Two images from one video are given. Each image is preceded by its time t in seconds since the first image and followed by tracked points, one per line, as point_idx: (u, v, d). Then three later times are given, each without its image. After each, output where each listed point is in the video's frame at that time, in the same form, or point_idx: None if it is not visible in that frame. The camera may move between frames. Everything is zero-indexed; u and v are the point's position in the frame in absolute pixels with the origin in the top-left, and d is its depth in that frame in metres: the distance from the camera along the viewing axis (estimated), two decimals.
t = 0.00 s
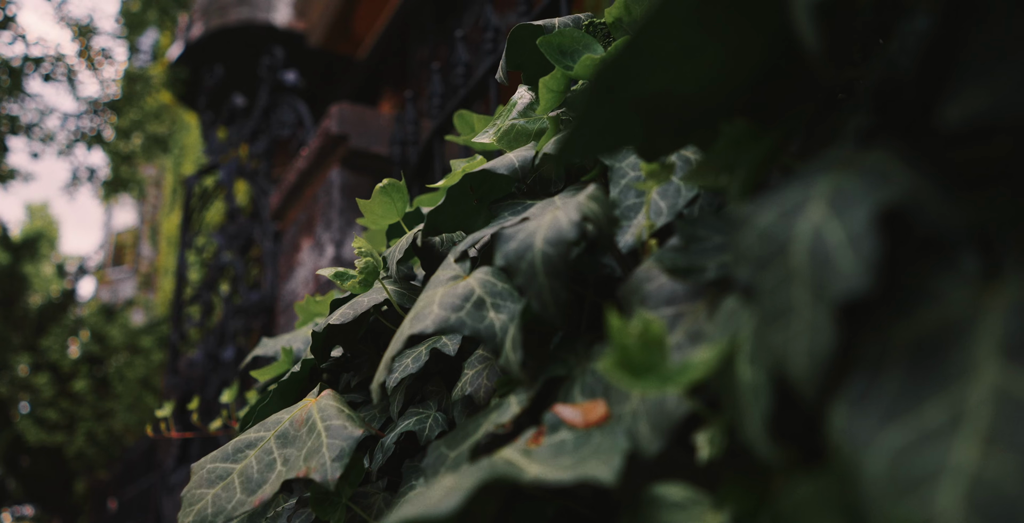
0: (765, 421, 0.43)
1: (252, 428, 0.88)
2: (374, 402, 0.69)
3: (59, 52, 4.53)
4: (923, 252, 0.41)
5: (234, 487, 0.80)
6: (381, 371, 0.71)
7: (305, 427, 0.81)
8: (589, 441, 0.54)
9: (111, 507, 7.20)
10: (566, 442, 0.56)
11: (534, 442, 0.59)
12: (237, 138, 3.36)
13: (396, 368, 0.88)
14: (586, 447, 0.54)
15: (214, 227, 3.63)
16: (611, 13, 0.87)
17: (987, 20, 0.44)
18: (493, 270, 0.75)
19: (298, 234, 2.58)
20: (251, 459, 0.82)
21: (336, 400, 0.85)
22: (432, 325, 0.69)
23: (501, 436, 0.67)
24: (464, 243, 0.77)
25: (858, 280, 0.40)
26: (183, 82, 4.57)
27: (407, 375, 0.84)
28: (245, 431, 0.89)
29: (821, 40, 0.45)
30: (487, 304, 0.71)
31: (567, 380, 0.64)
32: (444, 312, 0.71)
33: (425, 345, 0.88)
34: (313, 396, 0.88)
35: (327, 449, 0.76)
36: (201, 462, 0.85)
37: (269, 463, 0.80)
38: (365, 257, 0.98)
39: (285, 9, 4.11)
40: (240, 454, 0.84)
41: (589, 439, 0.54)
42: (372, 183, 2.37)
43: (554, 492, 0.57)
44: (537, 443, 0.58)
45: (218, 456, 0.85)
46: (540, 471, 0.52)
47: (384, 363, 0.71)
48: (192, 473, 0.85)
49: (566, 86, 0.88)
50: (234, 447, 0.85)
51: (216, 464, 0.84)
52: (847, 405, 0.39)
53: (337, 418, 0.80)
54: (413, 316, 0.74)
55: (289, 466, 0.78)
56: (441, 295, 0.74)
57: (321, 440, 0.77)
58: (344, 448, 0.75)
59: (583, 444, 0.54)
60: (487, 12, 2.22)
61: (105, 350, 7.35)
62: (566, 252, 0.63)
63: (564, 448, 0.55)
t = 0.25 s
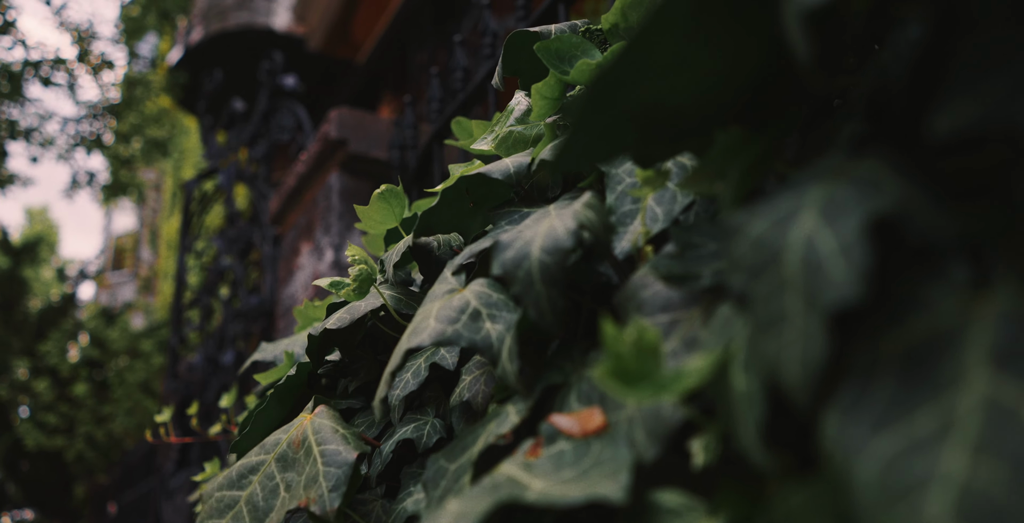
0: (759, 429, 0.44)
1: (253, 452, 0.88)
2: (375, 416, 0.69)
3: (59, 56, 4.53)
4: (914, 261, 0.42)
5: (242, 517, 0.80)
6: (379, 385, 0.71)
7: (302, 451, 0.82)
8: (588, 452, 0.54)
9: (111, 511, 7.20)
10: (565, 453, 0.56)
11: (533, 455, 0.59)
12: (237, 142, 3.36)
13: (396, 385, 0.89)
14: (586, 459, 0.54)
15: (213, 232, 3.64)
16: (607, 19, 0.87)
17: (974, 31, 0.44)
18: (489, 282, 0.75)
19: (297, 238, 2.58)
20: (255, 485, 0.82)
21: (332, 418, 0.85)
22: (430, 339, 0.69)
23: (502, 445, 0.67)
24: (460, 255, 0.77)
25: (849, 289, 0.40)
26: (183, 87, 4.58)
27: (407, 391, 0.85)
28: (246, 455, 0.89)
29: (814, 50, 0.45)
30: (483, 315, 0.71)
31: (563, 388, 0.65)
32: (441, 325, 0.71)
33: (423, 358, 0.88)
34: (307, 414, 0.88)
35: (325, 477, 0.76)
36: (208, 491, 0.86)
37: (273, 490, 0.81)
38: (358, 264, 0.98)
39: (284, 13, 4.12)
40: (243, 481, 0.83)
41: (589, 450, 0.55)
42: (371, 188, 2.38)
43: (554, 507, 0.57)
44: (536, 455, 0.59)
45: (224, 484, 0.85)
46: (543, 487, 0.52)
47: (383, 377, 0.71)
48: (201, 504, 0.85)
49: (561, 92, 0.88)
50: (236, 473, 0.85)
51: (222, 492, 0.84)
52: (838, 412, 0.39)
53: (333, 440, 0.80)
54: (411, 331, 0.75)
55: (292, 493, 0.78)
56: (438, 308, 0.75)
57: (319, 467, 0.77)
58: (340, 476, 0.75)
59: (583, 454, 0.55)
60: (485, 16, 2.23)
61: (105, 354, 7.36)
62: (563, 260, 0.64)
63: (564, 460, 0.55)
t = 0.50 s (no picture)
0: (753, 436, 0.44)
1: (252, 464, 0.88)
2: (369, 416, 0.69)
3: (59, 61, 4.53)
4: (903, 268, 0.42)
5: None
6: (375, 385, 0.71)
7: (299, 457, 0.82)
8: (585, 461, 0.54)
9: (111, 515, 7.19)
10: (561, 460, 0.56)
11: (529, 461, 0.59)
12: (236, 146, 3.36)
13: (391, 387, 0.88)
14: (583, 467, 0.54)
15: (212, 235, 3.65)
16: (604, 25, 0.87)
17: (961, 42, 0.45)
18: (485, 284, 0.76)
19: (295, 242, 2.59)
20: (253, 495, 0.83)
21: (328, 424, 0.85)
22: (426, 340, 0.70)
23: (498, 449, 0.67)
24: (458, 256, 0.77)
25: (839, 297, 0.40)
26: (182, 91, 4.59)
27: (402, 394, 0.85)
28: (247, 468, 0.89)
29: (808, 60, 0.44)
30: (479, 317, 0.72)
31: (559, 393, 0.65)
32: (438, 326, 0.72)
33: (419, 362, 0.88)
34: (304, 422, 0.89)
35: (320, 478, 0.76)
36: (209, 507, 0.86)
37: (270, 498, 0.81)
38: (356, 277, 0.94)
39: (283, 17, 4.13)
40: (243, 492, 0.84)
41: (585, 458, 0.55)
42: (370, 192, 2.38)
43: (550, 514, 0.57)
44: (532, 461, 0.59)
45: (224, 498, 0.86)
46: (539, 495, 0.53)
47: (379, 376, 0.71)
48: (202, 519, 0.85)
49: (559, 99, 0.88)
50: (236, 485, 0.85)
51: (223, 505, 0.85)
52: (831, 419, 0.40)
53: (327, 444, 0.80)
54: (407, 331, 0.75)
55: (289, 498, 0.78)
56: (435, 309, 0.75)
57: (314, 470, 0.78)
58: (335, 476, 0.75)
59: (579, 462, 0.55)
60: (483, 20, 2.23)
61: (104, 357, 7.36)
62: (556, 266, 0.64)
63: (560, 467, 0.55)
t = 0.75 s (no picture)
0: (749, 444, 0.44)
1: (244, 454, 0.89)
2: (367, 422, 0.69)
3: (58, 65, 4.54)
4: (893, 275, 0.42)
5: (230, 516, 0.81)
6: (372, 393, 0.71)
7: (299, 453, 0.82)
8: (581, 467, 0.54)
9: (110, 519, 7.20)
10: (556, 466, 0.56)
11: (524, 465, 0.59)
12: (235, 150, 3.37)
13: (390, 393, 0.89)
14: (578, 473, 0.54)
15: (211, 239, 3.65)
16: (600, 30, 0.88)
17: (948, 49, 0.45)
18: (481, 292, 0.76)
19: (294, 246, 2.59)
20: (245, 486, 0.83)
21: (329, 423, 0.86)
22: (422, 348, 0.70)
23: (494, 455, 0.67)
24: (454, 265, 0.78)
25: (831, 306, 0.41)
26: (181, 95, 4.60)
27: (400, 401, 0.86)
28: (237, 458, 0.90)
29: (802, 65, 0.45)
30: (475, 324, 0.72)
31: (556, 399, 0.65)
32: (434, 334, 0.72)
33: (417, 368, 0.89)
34: (302, 418, 0.89)
35: (324, 476, 0.76)
36: (195, 491, 0.86)
37: (264, 491, 0.82)
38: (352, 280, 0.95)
39: (283, 21, 4.14)
40: (233, 481, 0.84)
41: (580, 464, 0.55)
42: (368, 196, 2.39)
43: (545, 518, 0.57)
44: (527, 465, 0.59)
45: (212, 484, 0.86)
46: (531, 499, 0.53)
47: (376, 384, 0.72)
48: (187, 503, 0.85)
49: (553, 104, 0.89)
50: (227, 474, 0.86)
51: (209, 492, 0.85)
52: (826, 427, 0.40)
53: (331, 443, 0.80)
54: (404, 339, 0.75)
55: (286, 493, 0.79)
56: (431, 318, 0.76)
57: (317, 467, 0.78)
58: (341, 475, 0.75)
59: (574, 469, 0.55)
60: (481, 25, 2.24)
61: (104, 361, 7.37)
62: (552, 273, 0.64)
63: (554, 473, 0.55)
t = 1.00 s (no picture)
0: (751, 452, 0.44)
1: (244, 458, 0.89)
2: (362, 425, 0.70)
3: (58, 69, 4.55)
4: (890, 282, 0.43)
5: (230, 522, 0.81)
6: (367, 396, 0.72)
7: (296, 459, 0.82)
8: (574, 471, 0.54)
9: None
10: (551, 469, 0.56)
11: (519, 467, 0.59)
12: (234, 154, 3.38)
13: (386, 400, 0.89)
14: (571, 477, 0.54)
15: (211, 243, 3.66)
16: (599, 35, 0.87)
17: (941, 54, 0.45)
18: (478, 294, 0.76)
19: (293, 250, 2.60)
20: (244, 492, 0.84)
21: (325, 428, 0.85)
22: (418, 350, 0.71)
23: (490, 458, 0.67)
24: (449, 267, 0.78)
25: (826, 315, 0.41)
26: (181, 99, 4.61)
27: (395, 407, 0.86)
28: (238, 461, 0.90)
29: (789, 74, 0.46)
30: (472, 327, 0.72)
31: (553, 405, 0.65)
32: (430, 335, 0.72)
33: (414, 374, 0.89)
34: (300, 423, 0.89)
35: (319, 487, 0.76)
36: (197, 496, 0.87)
37: (263, 498, 0.82)
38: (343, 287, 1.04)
39: (283, 25, 4.15)
40: (233, 487, 0.85)
41: (574, 468, 0.55)
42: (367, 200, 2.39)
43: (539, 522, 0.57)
44: (522, 467, 0.59)
45: (213, 489, 0.86)
46: (525, 499, 0.53)
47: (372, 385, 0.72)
48: (189, 507, 0.86)
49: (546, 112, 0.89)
50: (227, 479, 0.86)
51: (210, 497, 0.85)
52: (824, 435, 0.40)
53: (326, 451, 0.80)
54: (400, 341, 0.76)
55: (284, 501, 0.79)
56: (428, 318, 0.76)
57: (313, 476, 0.78)
58: (335, 487, 0.75)
59: (568, 473, 0.55)
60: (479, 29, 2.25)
61: (103, 364, 7.37)
62: (543, 279, 0.65)
63: (549, 474, 0.56)
